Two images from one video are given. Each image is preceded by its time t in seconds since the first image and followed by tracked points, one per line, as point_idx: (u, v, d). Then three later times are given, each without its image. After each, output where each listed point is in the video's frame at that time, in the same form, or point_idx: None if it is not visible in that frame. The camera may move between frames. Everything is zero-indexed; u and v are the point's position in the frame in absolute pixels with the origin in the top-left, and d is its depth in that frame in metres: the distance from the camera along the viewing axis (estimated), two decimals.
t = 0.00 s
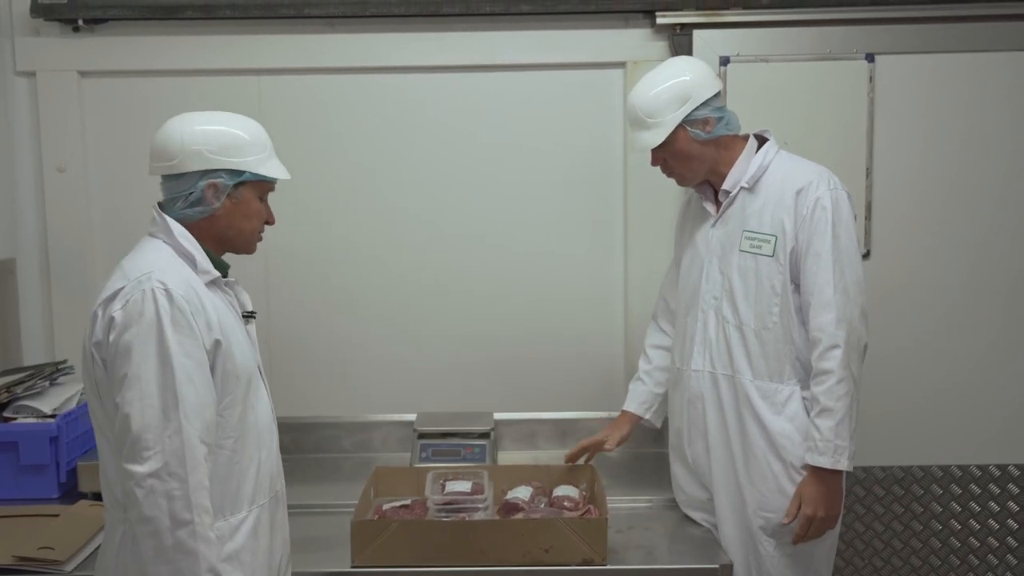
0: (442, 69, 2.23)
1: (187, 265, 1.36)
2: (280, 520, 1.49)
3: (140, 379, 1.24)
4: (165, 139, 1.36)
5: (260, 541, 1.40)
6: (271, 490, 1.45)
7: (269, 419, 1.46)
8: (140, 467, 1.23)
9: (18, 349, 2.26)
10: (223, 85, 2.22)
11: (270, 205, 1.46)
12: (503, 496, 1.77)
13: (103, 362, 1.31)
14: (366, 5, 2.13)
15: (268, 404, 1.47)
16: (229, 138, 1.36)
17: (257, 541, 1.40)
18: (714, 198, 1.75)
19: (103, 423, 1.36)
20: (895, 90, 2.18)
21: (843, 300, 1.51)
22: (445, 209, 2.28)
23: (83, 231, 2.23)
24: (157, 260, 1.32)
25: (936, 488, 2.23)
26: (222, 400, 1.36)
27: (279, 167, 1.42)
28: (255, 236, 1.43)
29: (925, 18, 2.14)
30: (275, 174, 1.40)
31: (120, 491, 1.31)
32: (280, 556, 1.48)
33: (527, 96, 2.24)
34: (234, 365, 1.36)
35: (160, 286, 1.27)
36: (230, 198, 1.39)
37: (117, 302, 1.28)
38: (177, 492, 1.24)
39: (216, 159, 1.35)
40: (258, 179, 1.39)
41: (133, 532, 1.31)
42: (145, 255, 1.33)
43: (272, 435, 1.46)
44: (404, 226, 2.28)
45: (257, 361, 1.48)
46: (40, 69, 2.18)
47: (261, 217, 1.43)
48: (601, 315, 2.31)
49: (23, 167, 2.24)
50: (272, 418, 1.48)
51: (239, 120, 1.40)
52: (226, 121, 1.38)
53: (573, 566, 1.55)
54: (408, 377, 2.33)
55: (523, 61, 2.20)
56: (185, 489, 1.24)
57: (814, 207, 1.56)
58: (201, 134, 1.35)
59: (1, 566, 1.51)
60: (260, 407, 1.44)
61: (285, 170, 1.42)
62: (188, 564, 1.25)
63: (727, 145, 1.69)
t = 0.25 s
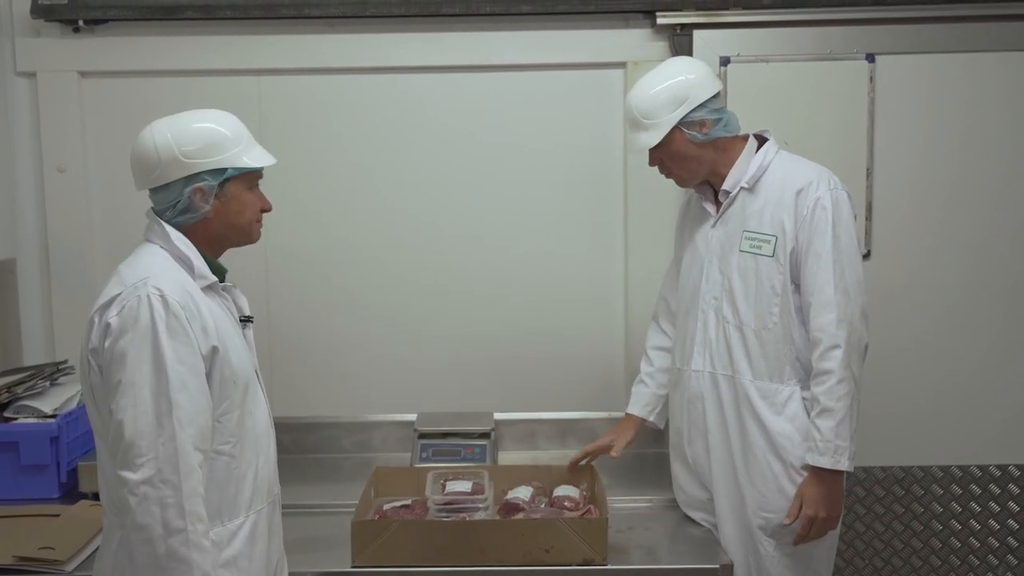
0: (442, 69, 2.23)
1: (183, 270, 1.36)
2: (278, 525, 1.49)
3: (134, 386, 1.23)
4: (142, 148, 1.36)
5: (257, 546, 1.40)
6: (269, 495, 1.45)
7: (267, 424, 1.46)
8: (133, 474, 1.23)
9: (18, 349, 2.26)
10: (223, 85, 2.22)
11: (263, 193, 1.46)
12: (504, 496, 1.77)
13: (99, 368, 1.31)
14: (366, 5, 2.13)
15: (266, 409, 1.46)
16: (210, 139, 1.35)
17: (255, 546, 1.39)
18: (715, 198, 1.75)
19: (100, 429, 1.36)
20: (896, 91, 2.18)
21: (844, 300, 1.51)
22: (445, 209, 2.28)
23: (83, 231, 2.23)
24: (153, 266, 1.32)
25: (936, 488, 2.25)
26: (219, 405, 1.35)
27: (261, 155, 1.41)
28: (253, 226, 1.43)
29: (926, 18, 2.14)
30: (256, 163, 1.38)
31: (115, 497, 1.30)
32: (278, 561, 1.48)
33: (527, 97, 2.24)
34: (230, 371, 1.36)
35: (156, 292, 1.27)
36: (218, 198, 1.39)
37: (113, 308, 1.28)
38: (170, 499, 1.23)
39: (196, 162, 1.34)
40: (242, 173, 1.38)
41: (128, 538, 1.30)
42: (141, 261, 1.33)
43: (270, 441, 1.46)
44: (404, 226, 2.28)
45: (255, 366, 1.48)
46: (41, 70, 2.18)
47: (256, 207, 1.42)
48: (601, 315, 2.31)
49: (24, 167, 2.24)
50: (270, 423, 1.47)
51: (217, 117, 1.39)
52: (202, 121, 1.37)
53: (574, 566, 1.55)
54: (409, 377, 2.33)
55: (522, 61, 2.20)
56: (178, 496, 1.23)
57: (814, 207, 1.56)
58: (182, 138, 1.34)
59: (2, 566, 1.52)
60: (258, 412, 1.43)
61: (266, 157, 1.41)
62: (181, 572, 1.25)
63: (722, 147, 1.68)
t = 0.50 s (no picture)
0: (442, 69, 2.23)
1: (177, 271, 1.35)
2: (273, 527, 1.48)
3: (128, 389, 1.22)
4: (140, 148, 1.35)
5: (253, 548, 1.39)
6: (264, 497, 1.44)
7: (262, 426, 1.45)
8: (127, 477, 1.22)
9: (18, 349, 2.26)
10: (222, 85, 2.22)
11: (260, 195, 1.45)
12: (503, 496, 1.77)
13: (92, 371, 1.30)
14: (366, 5, 2.13)
15: (261, 411, 1.45)
16: (206, 140, 1.35)
17: (251, 548, 1.39)
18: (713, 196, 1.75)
19: (94, 432, 1.35)
20: (896, 90, 2.18)
21: (841, 299, 1.51)
22: (444, 208, 2.28)
23: (83, 230, 2.23)
24: (147, 268, 1.30)
25: (936, 487, 2.22)
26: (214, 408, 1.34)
27: (260, 157, 1.41)
28: (249, 227, 1.42)
29: (926, 17, 2.14)
30: (255, 164, 1.38)
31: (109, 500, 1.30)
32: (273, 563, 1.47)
33: (526, 97, 2.24)
34: (225, 373, 1.35)
35: (149, 295, 1.26)
36: (214, 199, 1.38)
37: (107, 310, 1.26)
38: (165, 503, 1.22)
39: (194, 162, 1.34)
40: (240, 174, 1.38)
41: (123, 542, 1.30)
42: (135, 263, 1.31)
43: (265, 443, 1.45)
44: (404, 226, 2.28)
45: (251, 368, 1.46)
46: (40, 69, 2.18)
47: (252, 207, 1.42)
48: (601, 315, 2.31)
49: (23, 166, 2.24)
50: (265, 425, 1.46)
51: (213, 118, 1.38)
52: (198, 123, 1.37)
53: (573, 566, 1.55)
54: (408, 377, 2.33)
55: (522, 61, 2.20)
56: (172, 499, 1.22)
57: (812, 205, 1.57)
58: (178, 141, 1.34)
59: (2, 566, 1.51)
60: (253, 414, 1.42)
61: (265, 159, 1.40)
62: None
63: (718, 146, 1.68)
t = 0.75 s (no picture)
0: (442, 70, 2.23)
1: (174, 273, 1.34)
2: (271, 530, 1.47)
3: (124, 390, 1.22)
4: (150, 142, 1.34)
5: (251, 550, 1.39)
6: (261, 499, 1.43)
7: (259, 428, 1.44)
8: (123, 479, 1.21)
9: (19, 350, 2.26)
10: (222, 86, 2.22)
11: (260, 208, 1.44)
12: (504, 497, 1.77)
13: (89, 373, 1.29)
14: (366, 6, 2.13)
15: (258, 413, 1.44)
16: (214, 142, 1.34)
17: (249, 550, 1.38)
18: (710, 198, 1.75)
19: (90, 434, 1.34)
20: (896, 91, 2.18)
21: (839, 297, 1.51)
22: (444, 208, 2.28)
23: (83, 231, 2.23)
24: (144, 270, 1.30)
25: (937, 488, 2.22)
26: (211, 410, 1.34)
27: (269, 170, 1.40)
28: (244, 239, 1.42)
29: (927, 18, 2.15)
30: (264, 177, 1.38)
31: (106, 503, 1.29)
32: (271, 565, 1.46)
33: (526, 98, 2.24)
34: (222, 375, 1.34)
35: (146, 296, 1.25)
36: (218, 202, 1.37)
37: (103, 312, 1.26)
38: (161, 505, 1.22)
39: (203, 164, 1.33)
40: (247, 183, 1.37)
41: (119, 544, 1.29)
42: (132, 265, 1.31)
43: (262, 445, 1.44)
44: (404, 227, 2.28)
45: (248, 369, 1.46)
46: (41, 71, 2.18)
47: (250, 220, 1.41)
48: (601, 316, 2.31)
49: (23, 168, 2.24)
50: (262, 427, 1.46)
51: (223, 122, 1.38)
52: (207, 124, 1.36)
53: (574, 566, 1.55)
54: (409, 378, 2.33)
55: (522, 62, 2.20)
56: (168, 502, 1.22)
57: (809, 204, 1.57)
58: (186, 139, 1.33)
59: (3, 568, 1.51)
60: (250, 416, 1.41)
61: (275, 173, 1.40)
62: None
63: (713, 146, 1.68)
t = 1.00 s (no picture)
0: (443, 70, 2.23)
1: (177, 274, 1.34)
2: (271, 531, 1.48)
3: (127, 391, 1.21)
4: (156, 142, 1.33)
5: (252, 551, 1.39)
6: (262, 500, 1.44)
7: (261, 430, 1.44)
8: (125, 480, 1.21)
9: (20, 351, 2.26)
10: (224, 87, 2.22)
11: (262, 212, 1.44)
12: (505, 498, 1.77)
13: (92, 373, 1.29)
14: (367, 7, 2.13)
15: (259, 415, 1.44)
16: (220, 144, 1.34)
17: (250, 550, 1.39)
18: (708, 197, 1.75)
19: (92, 435, 1.34)
20: (898, 91, 2.18)
21: (836, 294, 1.51)
22: (445, 208, 2.28)
23: (85, 232, 2.24)
24: (147, 271, 1.30)
25: (940, 488, 2.21)
26: (212, 411, 1.34)
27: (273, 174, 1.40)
28: (245, 242, 1.42)
29: (929, 18, 2.14)
30: (269, 180, 1.38)
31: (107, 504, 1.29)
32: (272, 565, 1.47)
33: (527, 97, 2.24)
34: (224, 377, 1.34)
35: (149, 298, 1.25)
36: (221, 203, 1.36)
37: (106, 313, 1.26)
38: (163, 506, 1.22)
39: (210, 165, 1.33)
40: (252, 186, 1.37)
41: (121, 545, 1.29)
42: (135, 266, 1.31)
43: (263, 447, 1.44)
44: (405, 227, 2.28)
45: (249, 371, 1.46)
46: (42, 72, 2.18)
47: (253, 222, 1.41)
48: (603, 316, 2.30)
49: (25, 169, 2.24)
50: (263, 429, 1.46)
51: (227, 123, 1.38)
52: (211, 125, 1.36)
53: (576, 567, 1.55)
54: (410, 379, 2.33)
55: (523, 62, 2.20)
56: (171, 503, 1.22)
57: (805, 202, 1.56)
58: (191, 141, 1.33)
59: (4, 569, 1.51)
60: (251, 418, 1.42)
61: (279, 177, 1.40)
62: None
63: (711, 145, 1.68)
